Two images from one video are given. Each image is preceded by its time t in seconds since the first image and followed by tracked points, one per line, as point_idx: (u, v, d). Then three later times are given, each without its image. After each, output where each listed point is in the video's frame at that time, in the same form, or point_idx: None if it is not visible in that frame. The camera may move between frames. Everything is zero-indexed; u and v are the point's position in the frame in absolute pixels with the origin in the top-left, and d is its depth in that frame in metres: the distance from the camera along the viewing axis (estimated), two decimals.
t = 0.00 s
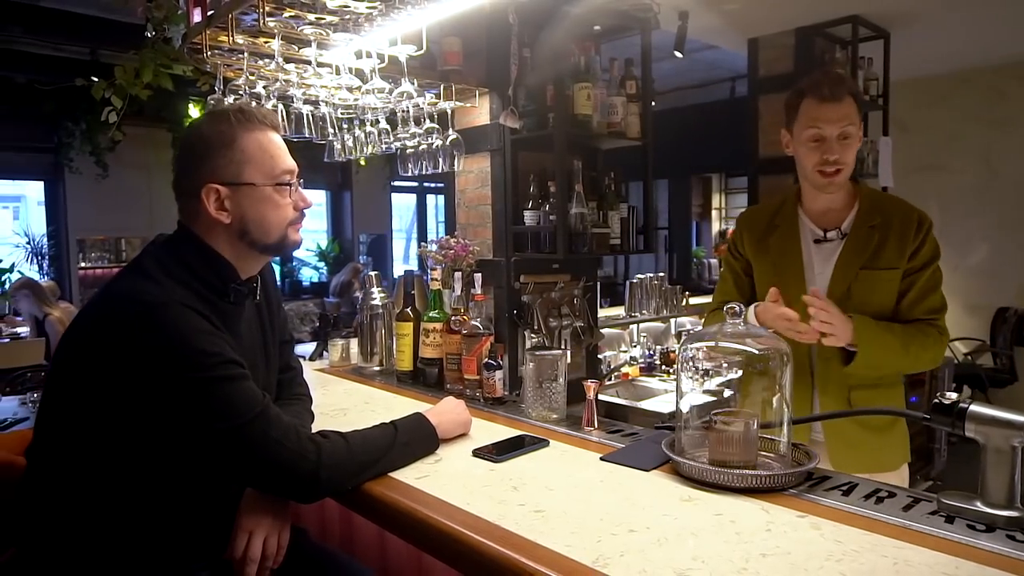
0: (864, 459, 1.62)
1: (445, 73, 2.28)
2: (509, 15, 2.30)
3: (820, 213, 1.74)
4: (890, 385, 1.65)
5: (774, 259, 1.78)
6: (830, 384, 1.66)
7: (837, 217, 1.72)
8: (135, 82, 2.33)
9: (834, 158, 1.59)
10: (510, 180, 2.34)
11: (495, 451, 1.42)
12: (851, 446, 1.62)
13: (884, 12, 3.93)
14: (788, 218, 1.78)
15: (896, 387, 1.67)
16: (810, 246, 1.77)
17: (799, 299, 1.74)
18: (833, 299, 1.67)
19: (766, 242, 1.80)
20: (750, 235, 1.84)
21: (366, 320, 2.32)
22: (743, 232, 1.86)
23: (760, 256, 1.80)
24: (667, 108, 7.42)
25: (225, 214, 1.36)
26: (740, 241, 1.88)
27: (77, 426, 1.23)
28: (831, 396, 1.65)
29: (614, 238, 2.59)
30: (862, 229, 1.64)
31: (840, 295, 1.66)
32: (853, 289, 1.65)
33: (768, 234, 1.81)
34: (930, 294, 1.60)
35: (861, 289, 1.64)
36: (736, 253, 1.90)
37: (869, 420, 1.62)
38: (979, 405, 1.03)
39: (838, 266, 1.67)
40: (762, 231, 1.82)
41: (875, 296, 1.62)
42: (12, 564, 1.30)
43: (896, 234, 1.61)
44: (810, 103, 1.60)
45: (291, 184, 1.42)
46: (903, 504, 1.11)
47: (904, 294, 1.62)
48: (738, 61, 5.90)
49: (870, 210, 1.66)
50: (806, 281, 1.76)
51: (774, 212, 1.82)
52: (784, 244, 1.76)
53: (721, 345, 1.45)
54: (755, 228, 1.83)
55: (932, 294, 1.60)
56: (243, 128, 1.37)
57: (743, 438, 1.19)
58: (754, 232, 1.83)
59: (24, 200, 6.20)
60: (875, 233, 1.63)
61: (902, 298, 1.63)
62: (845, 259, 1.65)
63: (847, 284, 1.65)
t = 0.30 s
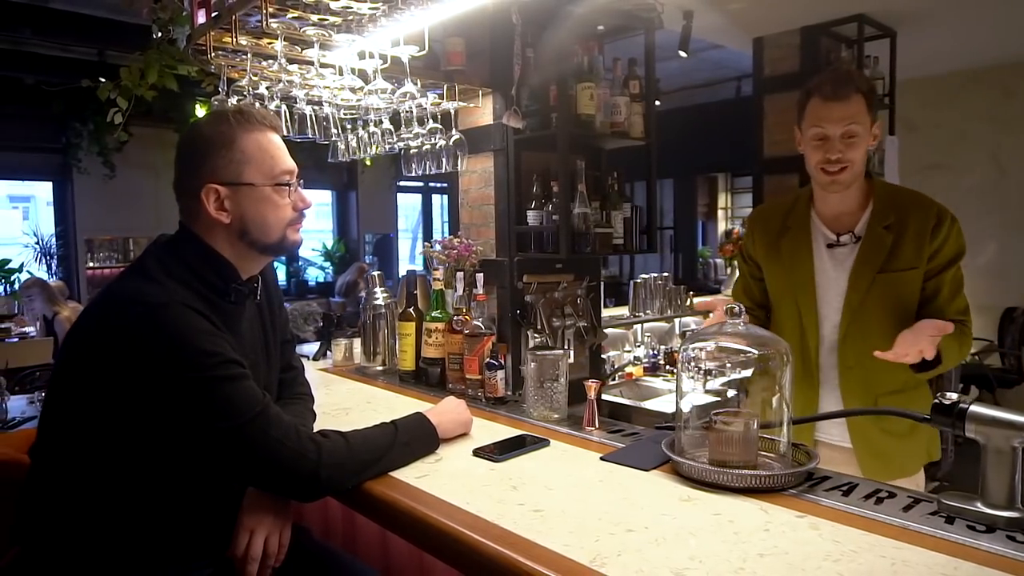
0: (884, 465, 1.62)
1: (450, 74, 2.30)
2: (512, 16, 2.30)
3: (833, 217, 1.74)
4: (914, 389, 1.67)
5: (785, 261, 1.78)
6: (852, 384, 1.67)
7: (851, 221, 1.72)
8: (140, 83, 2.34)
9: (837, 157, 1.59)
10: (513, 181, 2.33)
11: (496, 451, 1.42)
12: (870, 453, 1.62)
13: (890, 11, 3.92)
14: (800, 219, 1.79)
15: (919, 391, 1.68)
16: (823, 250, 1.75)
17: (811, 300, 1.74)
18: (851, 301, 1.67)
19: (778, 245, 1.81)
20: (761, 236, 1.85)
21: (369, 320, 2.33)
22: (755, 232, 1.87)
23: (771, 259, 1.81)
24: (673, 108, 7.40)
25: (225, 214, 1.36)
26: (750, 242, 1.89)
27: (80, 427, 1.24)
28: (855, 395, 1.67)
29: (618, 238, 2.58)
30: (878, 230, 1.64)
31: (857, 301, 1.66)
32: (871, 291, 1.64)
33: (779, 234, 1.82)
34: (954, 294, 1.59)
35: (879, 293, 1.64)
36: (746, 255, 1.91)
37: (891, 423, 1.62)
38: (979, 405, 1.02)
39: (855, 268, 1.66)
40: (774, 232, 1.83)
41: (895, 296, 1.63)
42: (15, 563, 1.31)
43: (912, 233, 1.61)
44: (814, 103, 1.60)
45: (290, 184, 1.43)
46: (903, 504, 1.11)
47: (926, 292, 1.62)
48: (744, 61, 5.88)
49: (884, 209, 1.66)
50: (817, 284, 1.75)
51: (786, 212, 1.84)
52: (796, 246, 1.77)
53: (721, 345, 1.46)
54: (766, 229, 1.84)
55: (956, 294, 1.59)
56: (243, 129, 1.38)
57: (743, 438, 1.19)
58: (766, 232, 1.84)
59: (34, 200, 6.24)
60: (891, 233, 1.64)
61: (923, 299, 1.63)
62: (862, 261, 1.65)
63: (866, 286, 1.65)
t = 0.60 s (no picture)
0: (889, 469, 1.63)
1: (448, 74, 2.29)
2: (510, 15, 2.30)
3: (833, 221, 1.75)
4: (916, 392, 1.67)
5: (784, 262, 1.78)
6: (854, 384, 1.67)
7: (850, 225, 1.72)
8: (139, 83, 2.33)
9: (824, 154, 1.60)
10: (512, 180, 2.33)
11: (492, 451, 1.42)
12: (876, 458, 1.62)
13: (890, 10, 3.91)
14: (800, 222, 1.79)
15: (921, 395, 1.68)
16: (822, 255, 1.75)
17: (810, 301, 1.74)
18: (853, 304, 1.66)
19: (778, 247, 1.81)
20: (761, 237, 1.86)
21: (367, 320, 2.33)
22: (755, 232, 1.88)
23: (770, 261, 1.81)
24: (674, 108, 7.39)
25: (214, 213, 1.37)
26: (750, 242, 1.89)
27: (77, 428, 1.24)
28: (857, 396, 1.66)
29: (616, 237, 2.58)
30: (878, 233, 1.64)
31: (858, 305, 1.65)
32: (872, 295, 1.63)
33: (779, 236, 1.82)
34: (956, 297, 1.58)
35: (881, 297, 1.62)
36: (746, 256, 1.91)
37: (894, 425, 1.62)
38: (973, 406, 1.02)
39: (856, 272, 1.66)
40: (774, 233, 1.83)
41: (896, 301, 1.62)
42: (12, 563, 1.31)
43: (912, 236, 1.61)
44: (804, 101, 1.64)
45: (283, 187, 1.41)
46: (897, 504, 1.11)
47: (929, 296, 1.61)
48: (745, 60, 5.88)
49: (883, 211, 1.66)
50: (816, 286, 1.75)
51: (787, 214, 1.84)
52: (796, 246, 1.77)
53: (716, 345, 1.46)
54: (766, 230, 1.85)
55: (959, 298, 1.58)
56: (241, 130, 1.39)
57: (738, 439, 1.19)
58: (766, 233, 1.85)
59: (36, 200, 6.25)
60: (890, 236, 1.63)
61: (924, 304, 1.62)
62: (862, 264, 1.64)
63: (866, 291, 1.64)
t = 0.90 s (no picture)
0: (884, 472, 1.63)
1: (447, 74, 2.27)
2: (509, 15, 2.28)
3: (829, 221, 1.75)
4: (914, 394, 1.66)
5: (782, 263, 1.79)
6: (847, 385, 1.66)
7: (845, 225, 1.72)
8: (137, 83, 2.31)
9: (826, 154, 1.59)
10: (511, 181, 2.33)
11: (490, 451, 1.42)
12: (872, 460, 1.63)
13: (890, 10, 3.90)
14: (797, 225, 1.80)
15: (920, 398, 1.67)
16: (817, 254, 1.75)
17: (805, 301, 1.74)
18: (847, 308, 1.65)
19: (775, 248, 1.82)
20: (760, 238, 1.87)
21: (365, 320, 2.33)
22: (755, 233, 1.89)
23: (767, 262, 1.82)
24: (673, 108, 7.39)
25: (215, 208, 1.36)
26: (749, 243, 1.90)
27: (73, 425, 1.24)
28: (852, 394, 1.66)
29: (615, 237, 2.59)
30: (874, 234, 1.64)
31: (852, 308, 1.64)
32: (867, 297, 1.63)
33: (777, 237, 1.83)
34: (953, 301, 1.55)
35: (875, 300, 1.62)
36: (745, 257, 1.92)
37: (889, 427, 1.62)
38: (971, 406, 1.02)
39: (851, 274, 1.65)
40: (773, 235, 1.85)
41: (890, 303, 1.61)
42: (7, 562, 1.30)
43: (909, 238, 1.60)
44: (798, 103, 1.63)
45: (280, 176, 1.43)
46: (895, 505, 1.11)
47: (927, 300, 1.59)
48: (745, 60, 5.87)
49: (879, 211, 1.65)
50: (811, 288, 1.75)
51: (786, 215, 1.85)
52: (791, 255, 1.78)
53: (712, 346, 1.45)
54: (765, 231, 1.86)
55: (956, 301, 1.56)
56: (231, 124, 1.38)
57: (736, 439, 1.19)
58: (764, 233, 1.86)
59: (36, 200, 6.24)
60: (886, 238, 1.63)
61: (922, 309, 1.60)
62: (858, 267, 1.64)
63: (861, 292, 1.63)
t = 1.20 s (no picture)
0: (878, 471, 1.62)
1: (446, 73, 2.26)
2: (508, 13, 2.27)
3: (824, 218, 1.74)
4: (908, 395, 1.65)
5: (776, 261, 1.80)
6: (840, 383, 1.65)
7: (842, 222, 1.71)
8: (134, 83, 2.29)
9: (807, 155, 1.60)
10: (509, 180, 2.32)
11: (487, 451, 1.41)
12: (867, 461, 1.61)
13: (890, 9, 3.90)
14: (793, 223, 1.81)
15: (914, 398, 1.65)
16: (812, 251, 1.76)
17: (798, 299, 1.75)
18: (841, 305, 1.65)
19: (771, 246, 1.83)
20: (757, 236, 1.88)
21: (363, 319, 2.32)
22: (752, 232, 1.90)
23: (763, 260, 1.83)
24: (673, 107, 7.38)
25: (178, 201, 1.35)
26: (746, 242, 1.91)
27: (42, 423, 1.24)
28: (845, 390, 1.65)
29: (614, 237, 2.58)
30: (869, 232, 1.63)
31: (846, 305, 1.64)
32: (860, 295, 1.63)
33: (772, 235, 1.84)
34: (949, 299, 1.54)
35: (870, 298, 1.62)
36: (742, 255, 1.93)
37: (881, 426, 1.61)
38: (969, 406, 1.01)
39: (845, 272, 1.65)
40: (769, 233, 1.85)
41: (884, 301, 1.60)
42: None
43: (904, 236, 1.59)
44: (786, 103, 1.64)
45: (252, 174, 1.39)
46: (893, 505, 1.10)
47: (924, 300, 1.58)
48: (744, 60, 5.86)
49: (874, 210, 1.65)
50: (805, 286, 1.75)
51: (782, 213, 1.85)
52: (786, 251, 1.78)
53: (712, 346, 1.43)
54: (762, 230, 1.87)
55: (951, 300, 1.55)
56: (204, 119, 1.36)
57: (733, 439, 1.18)
58: (762, 231, 1.87)
59: (35, 200, 6.24)
60: (881, 235, 1.62)
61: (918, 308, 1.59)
62: (852, 265, 1.63)
63: (855, 290, 1.63)
